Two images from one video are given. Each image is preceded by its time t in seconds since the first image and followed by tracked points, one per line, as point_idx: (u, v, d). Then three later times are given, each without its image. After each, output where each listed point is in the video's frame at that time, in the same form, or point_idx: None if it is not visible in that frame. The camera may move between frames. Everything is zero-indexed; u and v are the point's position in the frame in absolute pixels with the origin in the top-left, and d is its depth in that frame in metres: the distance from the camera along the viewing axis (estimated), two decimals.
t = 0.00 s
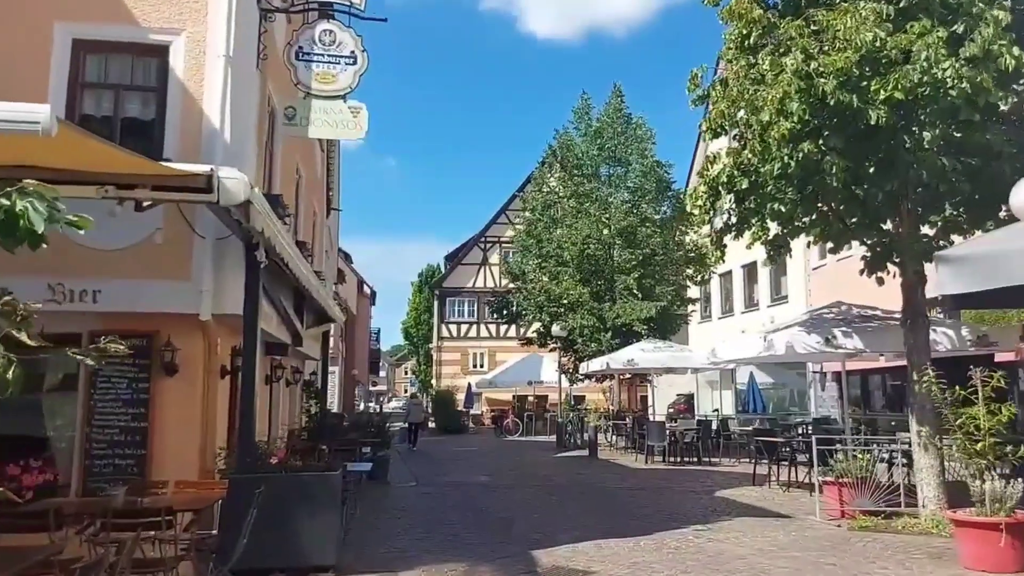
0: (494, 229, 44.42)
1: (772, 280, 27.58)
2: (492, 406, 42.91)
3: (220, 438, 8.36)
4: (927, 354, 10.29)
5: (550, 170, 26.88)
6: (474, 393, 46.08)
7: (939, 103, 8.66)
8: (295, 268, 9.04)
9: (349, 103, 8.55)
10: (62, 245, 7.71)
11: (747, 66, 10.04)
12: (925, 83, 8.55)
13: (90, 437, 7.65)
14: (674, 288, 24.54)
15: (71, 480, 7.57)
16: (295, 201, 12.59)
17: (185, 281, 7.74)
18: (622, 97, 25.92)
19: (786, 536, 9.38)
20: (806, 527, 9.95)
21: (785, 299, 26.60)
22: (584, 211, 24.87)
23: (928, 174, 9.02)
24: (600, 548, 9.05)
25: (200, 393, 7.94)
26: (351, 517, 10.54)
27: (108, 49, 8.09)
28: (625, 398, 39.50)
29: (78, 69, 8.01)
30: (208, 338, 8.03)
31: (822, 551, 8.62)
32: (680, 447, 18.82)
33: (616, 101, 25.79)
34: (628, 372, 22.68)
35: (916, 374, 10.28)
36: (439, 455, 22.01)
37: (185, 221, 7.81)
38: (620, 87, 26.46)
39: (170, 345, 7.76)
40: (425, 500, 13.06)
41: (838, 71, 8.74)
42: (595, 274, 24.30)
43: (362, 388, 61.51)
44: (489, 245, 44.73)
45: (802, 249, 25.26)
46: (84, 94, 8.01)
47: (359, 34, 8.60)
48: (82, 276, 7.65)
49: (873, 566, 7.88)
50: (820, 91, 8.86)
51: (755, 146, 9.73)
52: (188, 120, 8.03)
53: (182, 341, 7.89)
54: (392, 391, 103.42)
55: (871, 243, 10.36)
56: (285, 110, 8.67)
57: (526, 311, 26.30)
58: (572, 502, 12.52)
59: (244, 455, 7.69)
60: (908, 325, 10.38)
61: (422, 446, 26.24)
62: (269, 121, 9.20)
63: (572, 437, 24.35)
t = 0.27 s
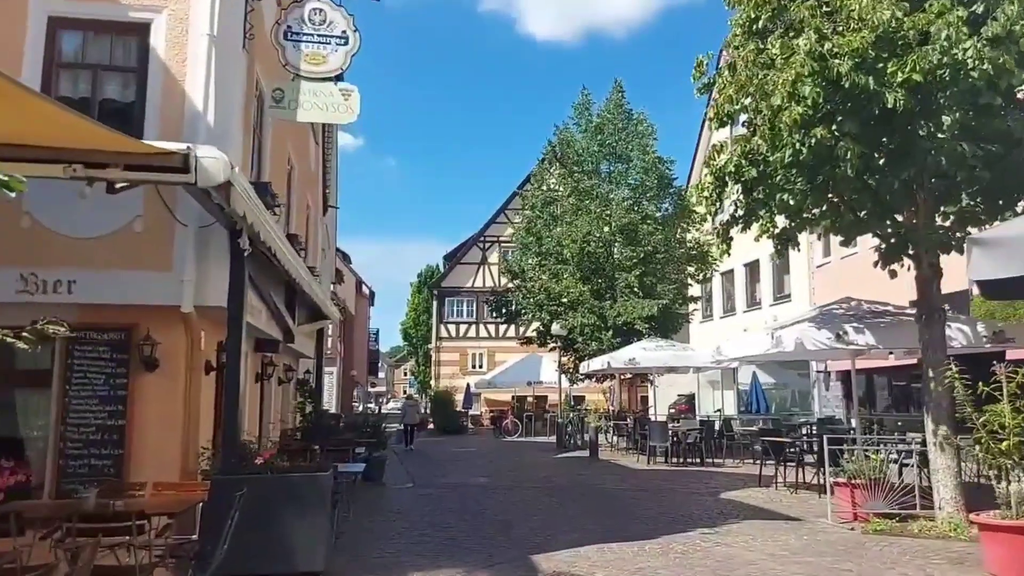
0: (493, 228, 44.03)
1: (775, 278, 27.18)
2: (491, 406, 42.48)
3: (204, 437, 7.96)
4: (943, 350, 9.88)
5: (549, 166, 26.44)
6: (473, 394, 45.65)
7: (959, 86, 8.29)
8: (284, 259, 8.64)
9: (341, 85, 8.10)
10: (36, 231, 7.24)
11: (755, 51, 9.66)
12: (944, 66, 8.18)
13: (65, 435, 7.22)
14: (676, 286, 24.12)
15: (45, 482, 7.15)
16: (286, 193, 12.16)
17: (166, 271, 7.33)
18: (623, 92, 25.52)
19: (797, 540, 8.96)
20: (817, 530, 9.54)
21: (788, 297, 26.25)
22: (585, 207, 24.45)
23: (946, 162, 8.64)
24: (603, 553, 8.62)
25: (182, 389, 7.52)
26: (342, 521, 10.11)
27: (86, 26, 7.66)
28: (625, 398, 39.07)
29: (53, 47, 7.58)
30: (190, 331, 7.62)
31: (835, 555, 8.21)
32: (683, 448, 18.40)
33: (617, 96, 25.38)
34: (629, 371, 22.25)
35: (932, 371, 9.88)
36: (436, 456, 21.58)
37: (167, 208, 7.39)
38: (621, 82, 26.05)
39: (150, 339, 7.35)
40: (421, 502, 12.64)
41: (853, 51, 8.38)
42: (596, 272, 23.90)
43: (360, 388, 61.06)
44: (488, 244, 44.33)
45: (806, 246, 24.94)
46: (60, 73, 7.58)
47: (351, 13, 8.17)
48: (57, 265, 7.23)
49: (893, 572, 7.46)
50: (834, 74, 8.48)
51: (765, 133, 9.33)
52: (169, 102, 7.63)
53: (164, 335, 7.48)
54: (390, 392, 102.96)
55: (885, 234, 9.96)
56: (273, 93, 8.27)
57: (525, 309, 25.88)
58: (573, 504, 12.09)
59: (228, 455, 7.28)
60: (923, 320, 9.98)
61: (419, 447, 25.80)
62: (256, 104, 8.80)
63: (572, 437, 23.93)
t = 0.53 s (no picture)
0: (494, 225, 43.59)
1: (780, 275, 26.73)
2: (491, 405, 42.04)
3: (189, 440, 7.53)
4: (964, 349, 9.43)
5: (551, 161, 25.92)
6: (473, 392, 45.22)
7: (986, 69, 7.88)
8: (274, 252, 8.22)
9: (331, 68, 7.66)
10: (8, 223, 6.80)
11: (770, 34, 9.22)
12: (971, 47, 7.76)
13: (39, 440, 6.78)
14: (680, 283, 23.65)
15: (17, 489, 6.70)
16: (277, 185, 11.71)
17: (146, 265, 6.89)
18: (626, 86, 25.00)
19: (813, 548, 8.52)
20: (833, 537, 9.09)
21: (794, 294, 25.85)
22: (588, 203, 23.95)
23: (972, 149, 8.20)
24: (609, 561, 8.18)
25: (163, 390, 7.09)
26: (335, 527, 9.67)
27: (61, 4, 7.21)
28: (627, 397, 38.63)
29: (26, 27, 7.12)
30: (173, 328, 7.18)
31: (855, 565, 7.77)
32: (688, 448, 17.96)
33: (620, 89, 24.87)
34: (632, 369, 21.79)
35: (953, 371, 9.43)
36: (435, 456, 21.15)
37: (147, 198, 6.96)
38: (623, 75, 25.54)
39: (130, 337, 6.91)
40: (419, 506, 12.22)
41: (875, 32, 7.96)
42: (598, 268, 23.45)
43: (360, 387, 60.62)
44: (489, 241, 43.88)
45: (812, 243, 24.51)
46: (33, 54, 7.14)
47: None
48: (30, 259, 6.78)
49: None
50: (855, 56, 8.05)
51: (781, 120, 8.88)
52: (150, 84, 7.18)
53: (144, 333, 7.04)
54: (390, 391, 102.55)
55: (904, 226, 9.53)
56: (261, 76, 7.82)
57: (526, 307, 25.41)
58: (577, 507, 11.65)
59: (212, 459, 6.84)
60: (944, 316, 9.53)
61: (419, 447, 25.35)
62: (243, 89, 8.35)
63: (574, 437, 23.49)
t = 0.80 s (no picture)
0: (493, 223, 43.21)
1: (784, 273, 26.36)
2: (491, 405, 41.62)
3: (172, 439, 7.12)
4: (987, 343, 9.03)
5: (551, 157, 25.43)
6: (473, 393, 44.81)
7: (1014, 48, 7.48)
8: (264, 241, 7.82)
9: (325, 47, 7.25)
10: None
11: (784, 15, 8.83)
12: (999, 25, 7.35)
13: (12, 439, 6.37)
14: (683, 281, 23.24)
15: None
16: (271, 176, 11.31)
17: (127, 253, 6.49)
18: (628, 80, 24.54)
19: (831, 552, 8.12)
20: (851, 540, 8.69)
21: (799, 292, 25.48)
22: (589, 199, 23.52)
23: (998, 133, 7.81)
24: (617, 566, 7.79)
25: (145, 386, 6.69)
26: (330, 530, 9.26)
27: None
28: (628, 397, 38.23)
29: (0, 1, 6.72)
30: (155, 321, 6.77)
31: (877, 570, 7.37)
32: (693, 448, 17.55)
33: (621, 83, 24.41)
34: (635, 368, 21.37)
35: (975, 366, 9.03)
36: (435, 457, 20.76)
37: (128, 181, 6.55)
38: (625, 69, 25.09)
39: (109, 329, 6.50)
40: (418, 508, 11.81)
41: (898, 9, 7.55)
42: (600, 265, 23.05)
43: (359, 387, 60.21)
44: (488, 240, 43.48)
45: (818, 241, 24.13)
46: (8, 30, 6.74)
47: None
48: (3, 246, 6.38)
49: None
50: (877, 35, 7.65)
51: (796, 104, 8.47)
52: (131, 62, 6.78)
53: (124, 324, 6.63)
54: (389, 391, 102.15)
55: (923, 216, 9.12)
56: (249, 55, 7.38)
57: (527, 304, 24.99)
58: (581, 509, 11.25)
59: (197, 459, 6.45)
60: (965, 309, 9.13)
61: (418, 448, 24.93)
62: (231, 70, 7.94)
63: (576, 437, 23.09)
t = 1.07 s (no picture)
0: (493, 222, 42.82)
1: (789, 272, 25.94)
2: (490, 406, 41.19)
3: (152, 446, 6.69)
4: (1012, 344, 8.60)
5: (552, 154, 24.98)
6: (473, 393, 44.38)
7: None
8: (252, 235, 7.39)
9: (315, 28, 6.81)
10: None
11: None
12: None
13: None
14: (687, 280, 22.80)
15: None
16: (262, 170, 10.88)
17: (101, 246, 6.05)
18: (630, 75, 24.11)
19: (851, 565, 7.70)
20: (870, 551, 8.27)
21: (804, 292, 25.06)
22: (591, 196, 23.08)
23: None
24: None
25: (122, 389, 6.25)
26: (322, 540, 8.85)
27: None
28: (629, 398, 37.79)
29: None
30: (133, 320, 6.34)
31: None
32: (698, 451, 17.13)
33: (624, 79, 23.99)
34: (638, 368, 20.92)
35: (999, 368, 8.59)
36: (433, 459, 20.34)
37: (102, 169, 6.12)
38: (627, 65, 24.67)
39: (82, 329, 6.06)
40: (415, 515, 11.39)
41: None
42: (602, 263, 22.60)
43: (358, 387, 59.85)
44: (488, 239, 43.08)
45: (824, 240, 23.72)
46: None
47: None
48: None
49: None
50: (902, 17, 7.24)
51: (815, 92, 8.06)
52: (106, 44, 6.36)
53: (99, 324, 6.20)
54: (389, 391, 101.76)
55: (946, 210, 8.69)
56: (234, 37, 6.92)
57: (528, 304, 24.53)
58: (585, 516, 10.83)
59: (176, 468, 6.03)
60: (990, 310, 8.70)
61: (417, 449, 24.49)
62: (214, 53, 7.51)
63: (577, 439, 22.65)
